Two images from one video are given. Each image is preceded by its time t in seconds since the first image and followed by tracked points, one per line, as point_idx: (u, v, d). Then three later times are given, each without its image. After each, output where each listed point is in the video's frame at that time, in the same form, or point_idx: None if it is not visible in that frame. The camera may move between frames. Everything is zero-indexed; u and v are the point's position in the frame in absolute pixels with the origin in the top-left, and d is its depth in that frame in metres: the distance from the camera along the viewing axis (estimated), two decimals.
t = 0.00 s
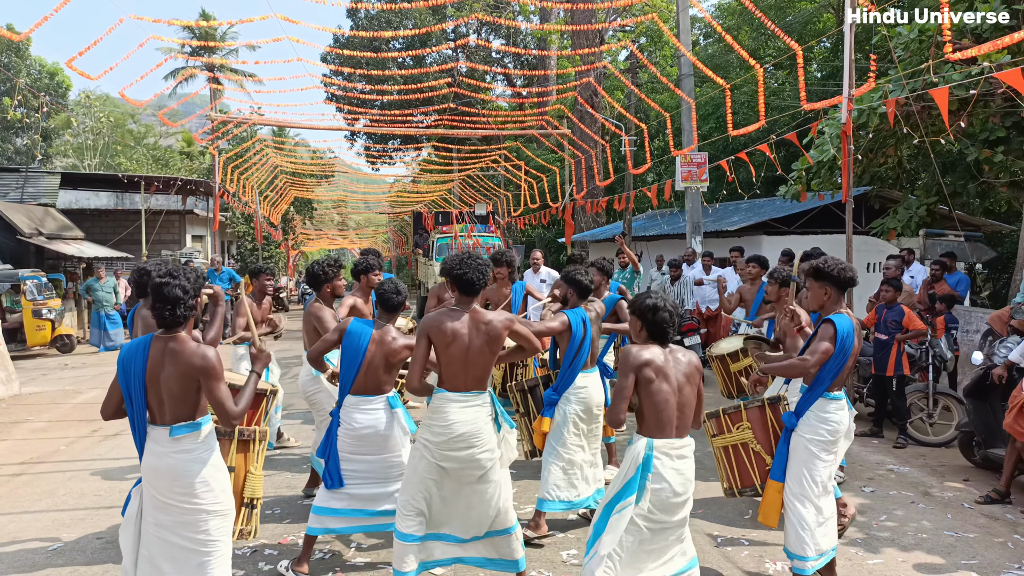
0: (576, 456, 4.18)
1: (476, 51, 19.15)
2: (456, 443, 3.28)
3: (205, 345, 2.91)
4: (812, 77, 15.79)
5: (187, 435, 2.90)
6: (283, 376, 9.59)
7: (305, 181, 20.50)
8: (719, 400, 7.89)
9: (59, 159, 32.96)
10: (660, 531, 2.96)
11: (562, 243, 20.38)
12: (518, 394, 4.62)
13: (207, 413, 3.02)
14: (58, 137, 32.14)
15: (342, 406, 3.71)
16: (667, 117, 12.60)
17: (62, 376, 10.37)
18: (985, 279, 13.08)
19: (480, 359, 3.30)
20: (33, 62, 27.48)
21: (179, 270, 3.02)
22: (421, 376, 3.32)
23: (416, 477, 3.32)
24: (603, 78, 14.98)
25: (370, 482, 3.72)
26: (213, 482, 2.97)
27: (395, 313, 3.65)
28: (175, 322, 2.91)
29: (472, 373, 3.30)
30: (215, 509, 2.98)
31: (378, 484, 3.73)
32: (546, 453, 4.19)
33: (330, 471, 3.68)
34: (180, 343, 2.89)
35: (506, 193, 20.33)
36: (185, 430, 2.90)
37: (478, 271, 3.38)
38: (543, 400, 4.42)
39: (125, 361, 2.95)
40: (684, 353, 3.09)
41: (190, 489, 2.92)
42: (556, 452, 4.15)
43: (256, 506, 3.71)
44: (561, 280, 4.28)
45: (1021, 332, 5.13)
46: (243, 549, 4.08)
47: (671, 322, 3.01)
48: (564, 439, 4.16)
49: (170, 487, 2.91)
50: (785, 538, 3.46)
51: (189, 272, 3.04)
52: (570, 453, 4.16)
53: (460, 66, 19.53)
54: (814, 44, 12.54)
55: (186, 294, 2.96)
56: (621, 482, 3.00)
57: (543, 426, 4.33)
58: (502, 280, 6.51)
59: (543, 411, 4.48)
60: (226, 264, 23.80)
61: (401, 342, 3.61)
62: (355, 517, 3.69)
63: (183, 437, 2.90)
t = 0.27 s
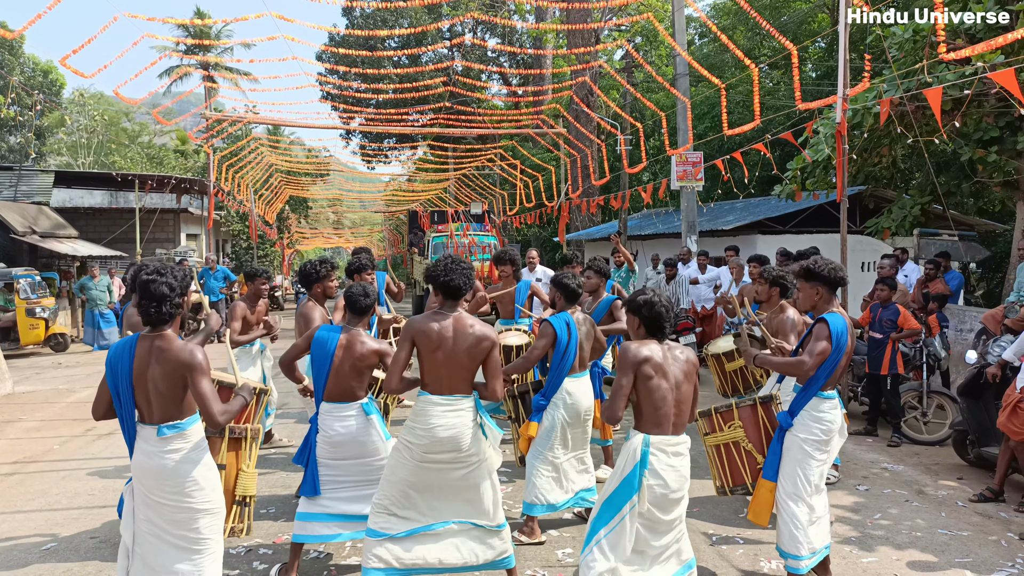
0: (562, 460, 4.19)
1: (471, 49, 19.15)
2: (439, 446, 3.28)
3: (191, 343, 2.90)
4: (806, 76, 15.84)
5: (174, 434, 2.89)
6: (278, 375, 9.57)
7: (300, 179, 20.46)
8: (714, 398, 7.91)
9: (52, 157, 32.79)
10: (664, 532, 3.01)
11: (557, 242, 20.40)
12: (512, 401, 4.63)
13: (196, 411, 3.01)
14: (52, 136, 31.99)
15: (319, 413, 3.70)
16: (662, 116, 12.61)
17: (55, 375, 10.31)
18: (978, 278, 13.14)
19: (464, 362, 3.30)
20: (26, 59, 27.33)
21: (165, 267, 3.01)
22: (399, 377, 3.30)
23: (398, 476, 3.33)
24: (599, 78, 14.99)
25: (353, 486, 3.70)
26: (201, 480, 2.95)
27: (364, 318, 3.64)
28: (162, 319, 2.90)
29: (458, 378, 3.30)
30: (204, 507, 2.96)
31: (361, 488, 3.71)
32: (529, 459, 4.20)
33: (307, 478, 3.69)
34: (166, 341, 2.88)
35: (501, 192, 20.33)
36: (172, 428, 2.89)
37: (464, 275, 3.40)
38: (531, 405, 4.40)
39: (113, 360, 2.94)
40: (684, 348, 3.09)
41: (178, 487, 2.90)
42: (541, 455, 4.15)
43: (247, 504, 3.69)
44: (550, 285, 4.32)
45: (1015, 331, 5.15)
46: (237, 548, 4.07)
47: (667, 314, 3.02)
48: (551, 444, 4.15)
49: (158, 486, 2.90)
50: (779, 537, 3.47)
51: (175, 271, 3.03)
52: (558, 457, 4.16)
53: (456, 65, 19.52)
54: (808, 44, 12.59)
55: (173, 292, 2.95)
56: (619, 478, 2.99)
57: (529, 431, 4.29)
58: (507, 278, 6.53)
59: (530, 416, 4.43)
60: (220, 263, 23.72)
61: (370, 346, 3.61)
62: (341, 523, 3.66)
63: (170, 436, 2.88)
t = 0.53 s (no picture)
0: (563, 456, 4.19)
1: (473, 45, 19.13)
2: (411, 450, 3.27)
3: (180, 338, 2.90)
4: (808, 72, 15.81)
5: (165, 428, 2.90)
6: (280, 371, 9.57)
7: (302, 175, 20.45)
8: (715, 395, 7.92)
9: (53, 153, 32.77)
10: (639, 538, 2.98)
11: (559, 238, 20.41)
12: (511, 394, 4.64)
13: (188, 406, 3.01)
14: (53, 131, 31.97)
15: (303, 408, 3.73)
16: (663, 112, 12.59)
17: (57, 371, 10.33)
18: (979, 274, 13.13)
19: (434, 364, 3.30)
20: (27, 54, 27.30)
21: (157, 262, 3.01)
22: (369, 377, 3.34)
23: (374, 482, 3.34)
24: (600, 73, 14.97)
25: (341, 481, 3.70)
26: (194, 475, 2.96)
27: (343, 313, 3.65)
28: (152, 314, 2.91)
29: (427, 380, 3.30)
30: (197, 502, 2.97)
31: (350, 483, 3.71)
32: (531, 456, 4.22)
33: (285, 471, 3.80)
34: (155, 336, 2.89)
35: (503, 188, 20.34)
36: (163, 422, 2.89)
37: (432, 274, 3.37)
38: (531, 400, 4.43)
39: (106, 355, 2.96)
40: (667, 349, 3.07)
41: (171, 482, 2.91)
42: (544, 452, 4.16)
43: (246, 497, 3.70)
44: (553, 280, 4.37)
45: (1015, 328, 5.14)
46: (239, 543, 4.09)
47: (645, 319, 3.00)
48: (552, 439, 4.17)
49: (152, 480, 2.91)
50: (775, 538, 3.48)
51: (166, 265, 3.03)
52: (559, 454, 4.17)
53: (457, 61, 19.49)
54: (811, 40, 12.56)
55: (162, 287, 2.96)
56: (589, 489, 3.06)
57: (531, 428, 4.29)
58: (521, 273, 6.49)
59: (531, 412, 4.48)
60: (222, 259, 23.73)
61: (348, 340, 3.61)
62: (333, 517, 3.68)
63: (161, 430, 2.89)
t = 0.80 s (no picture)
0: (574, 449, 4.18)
1: (476, 41, 19.11)
2: (432, 444, 3.29)
3: (195, 334, 2.90)
4: (813, 69, 15.75)
5: (179, 423, 2.90)
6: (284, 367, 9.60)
7: (305, 171, 20.47)
8: (718, 392, 7.92)
9: (59, 148, 32.87)
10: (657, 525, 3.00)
11: (562, 234, 20.41)
12: (517, 388, 4.59)
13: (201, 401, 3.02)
14: (58, 126, 32.05)
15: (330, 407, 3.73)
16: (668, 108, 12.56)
17: (62, 365, 10.38)
18: (985, 272, 13.09)
19: (447, 362, 3.28)
20: (32, 50, 27.38)
21: (170, 257, 3.02)
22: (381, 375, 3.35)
23: (393, 478, 3.34)
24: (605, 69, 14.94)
25: (364, 475, 3.74)
26: (206, 470, 2.97)
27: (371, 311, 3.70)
28: (167, 309, 2.91)
29: (439, 376, 3.28)
30: (209, 497, 2.98)
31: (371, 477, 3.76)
32: (546, 448, 4.20)
33: (302, 466, 3.83)
34: (170, 331, 2.88)
35: (506, 184, 20.33)
36: (177, 418, 2.90)
37: (440, 272, 3.38)
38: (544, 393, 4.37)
39: (119, 350, 2.96)
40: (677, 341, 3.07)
41: (184, 477, 2.92)
42: (556, 446, 4.16)
43: (255, 494, 3.71)
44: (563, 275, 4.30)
45: (1021, 326, 5.12)
46: (244, 538, 4.10)
47: (653, 317, 3.02)
48: (565, 433, 4.17)
49: (165, 475, 2.92)
50: (781, 534, 3.47)
51: (179, 261, 3.03)
52: (570, 446, 4.16)
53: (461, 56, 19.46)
54: (816, 37, 12.51)
55: (176, 282, 2.96)
56: (609, 482, 3.02)
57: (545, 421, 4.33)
58: (517, 270, 6.54)
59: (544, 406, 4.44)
60: (226, 255, 23.79)
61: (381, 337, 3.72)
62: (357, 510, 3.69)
63: (175, 425, 2.90)
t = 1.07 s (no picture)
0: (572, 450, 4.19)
1: (479, 39, 19.11)
2: (469, 441, 3.31)
3: (211, 332, 2.91)
4: (817, 67, 15.70)
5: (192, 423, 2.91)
6: (287, 366, 9.62)
7: (309, 170, 20.50)
8: (722, 390, 7.91)
9: (63, 147, 32.97)
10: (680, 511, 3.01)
11: (565, 233, 20.42)
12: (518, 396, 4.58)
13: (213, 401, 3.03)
14: (62, 125, 32.14)
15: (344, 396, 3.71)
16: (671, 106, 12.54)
17: (67, 364, 10.41)
18: (989, 270, 13.06)
19: (486, 360, 3.33)
20: (36, 49, 27.46)
21: (187, 257, 3.02)
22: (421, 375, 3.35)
23: (427, 474, 3.34)
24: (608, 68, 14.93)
25: (373, 468, 3.74)
26: (217, 469, 2.98)
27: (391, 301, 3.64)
28: (183, 309, 2.92)
29: (478, 373, 3.33)
30: (220, 496, 2.99)
31: (381, 470, 3.75)
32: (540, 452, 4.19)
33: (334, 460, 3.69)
34: (186, 331, 2.89)
35: (509, 182, 20.34)
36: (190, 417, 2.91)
37: (480, 270, 3.38)
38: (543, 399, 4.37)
39: (133, 349, 2.96)
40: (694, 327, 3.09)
41: (194, 477, 2.93)
42: (550, 450, 4.15)
43: (262, 495, 3.73)
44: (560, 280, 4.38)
45: None
46: (248, 536, 4.11)
47: (685, 302, 2.99)
48: (560, 439, 4.16)
49: (176, 474, 2.93)
50: (789, 529, 3.47)
51: (195, 260, 3.04)
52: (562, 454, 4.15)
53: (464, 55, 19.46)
54: (820, 35, 12.47)
55: (193, 282, 2.97)
56: (629, 463, 3.00)
57: (541, 425, 4.32)
58: (517, 270, 6.56)
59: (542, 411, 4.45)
60: (229, 253, 23.84)
61: (401, 330, 3.63)
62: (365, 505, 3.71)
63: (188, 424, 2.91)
